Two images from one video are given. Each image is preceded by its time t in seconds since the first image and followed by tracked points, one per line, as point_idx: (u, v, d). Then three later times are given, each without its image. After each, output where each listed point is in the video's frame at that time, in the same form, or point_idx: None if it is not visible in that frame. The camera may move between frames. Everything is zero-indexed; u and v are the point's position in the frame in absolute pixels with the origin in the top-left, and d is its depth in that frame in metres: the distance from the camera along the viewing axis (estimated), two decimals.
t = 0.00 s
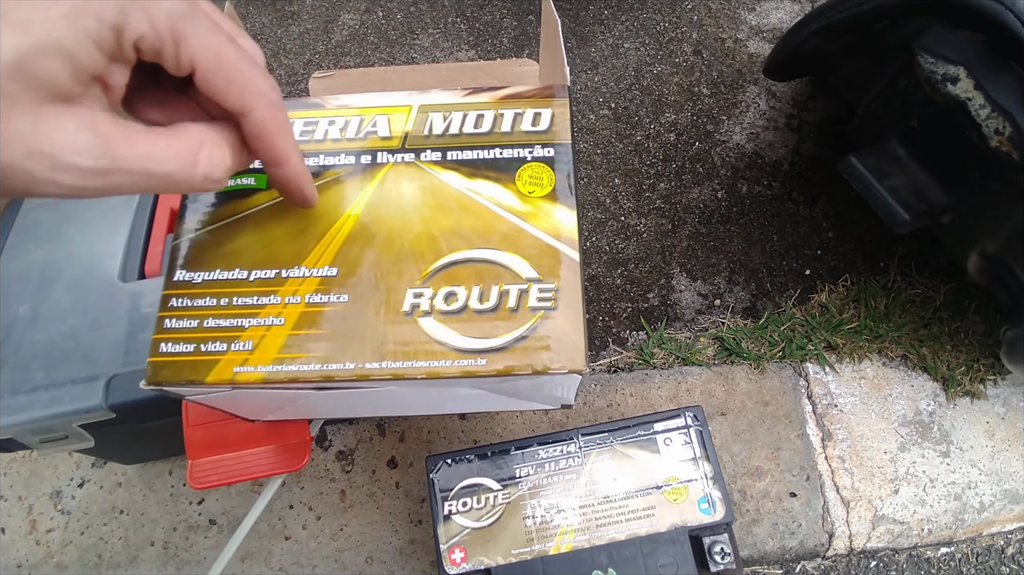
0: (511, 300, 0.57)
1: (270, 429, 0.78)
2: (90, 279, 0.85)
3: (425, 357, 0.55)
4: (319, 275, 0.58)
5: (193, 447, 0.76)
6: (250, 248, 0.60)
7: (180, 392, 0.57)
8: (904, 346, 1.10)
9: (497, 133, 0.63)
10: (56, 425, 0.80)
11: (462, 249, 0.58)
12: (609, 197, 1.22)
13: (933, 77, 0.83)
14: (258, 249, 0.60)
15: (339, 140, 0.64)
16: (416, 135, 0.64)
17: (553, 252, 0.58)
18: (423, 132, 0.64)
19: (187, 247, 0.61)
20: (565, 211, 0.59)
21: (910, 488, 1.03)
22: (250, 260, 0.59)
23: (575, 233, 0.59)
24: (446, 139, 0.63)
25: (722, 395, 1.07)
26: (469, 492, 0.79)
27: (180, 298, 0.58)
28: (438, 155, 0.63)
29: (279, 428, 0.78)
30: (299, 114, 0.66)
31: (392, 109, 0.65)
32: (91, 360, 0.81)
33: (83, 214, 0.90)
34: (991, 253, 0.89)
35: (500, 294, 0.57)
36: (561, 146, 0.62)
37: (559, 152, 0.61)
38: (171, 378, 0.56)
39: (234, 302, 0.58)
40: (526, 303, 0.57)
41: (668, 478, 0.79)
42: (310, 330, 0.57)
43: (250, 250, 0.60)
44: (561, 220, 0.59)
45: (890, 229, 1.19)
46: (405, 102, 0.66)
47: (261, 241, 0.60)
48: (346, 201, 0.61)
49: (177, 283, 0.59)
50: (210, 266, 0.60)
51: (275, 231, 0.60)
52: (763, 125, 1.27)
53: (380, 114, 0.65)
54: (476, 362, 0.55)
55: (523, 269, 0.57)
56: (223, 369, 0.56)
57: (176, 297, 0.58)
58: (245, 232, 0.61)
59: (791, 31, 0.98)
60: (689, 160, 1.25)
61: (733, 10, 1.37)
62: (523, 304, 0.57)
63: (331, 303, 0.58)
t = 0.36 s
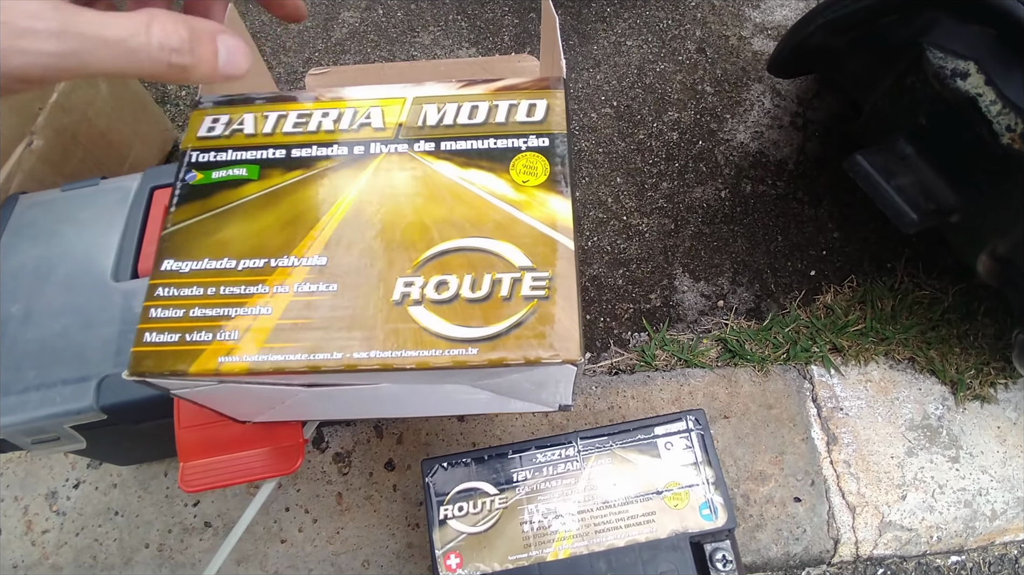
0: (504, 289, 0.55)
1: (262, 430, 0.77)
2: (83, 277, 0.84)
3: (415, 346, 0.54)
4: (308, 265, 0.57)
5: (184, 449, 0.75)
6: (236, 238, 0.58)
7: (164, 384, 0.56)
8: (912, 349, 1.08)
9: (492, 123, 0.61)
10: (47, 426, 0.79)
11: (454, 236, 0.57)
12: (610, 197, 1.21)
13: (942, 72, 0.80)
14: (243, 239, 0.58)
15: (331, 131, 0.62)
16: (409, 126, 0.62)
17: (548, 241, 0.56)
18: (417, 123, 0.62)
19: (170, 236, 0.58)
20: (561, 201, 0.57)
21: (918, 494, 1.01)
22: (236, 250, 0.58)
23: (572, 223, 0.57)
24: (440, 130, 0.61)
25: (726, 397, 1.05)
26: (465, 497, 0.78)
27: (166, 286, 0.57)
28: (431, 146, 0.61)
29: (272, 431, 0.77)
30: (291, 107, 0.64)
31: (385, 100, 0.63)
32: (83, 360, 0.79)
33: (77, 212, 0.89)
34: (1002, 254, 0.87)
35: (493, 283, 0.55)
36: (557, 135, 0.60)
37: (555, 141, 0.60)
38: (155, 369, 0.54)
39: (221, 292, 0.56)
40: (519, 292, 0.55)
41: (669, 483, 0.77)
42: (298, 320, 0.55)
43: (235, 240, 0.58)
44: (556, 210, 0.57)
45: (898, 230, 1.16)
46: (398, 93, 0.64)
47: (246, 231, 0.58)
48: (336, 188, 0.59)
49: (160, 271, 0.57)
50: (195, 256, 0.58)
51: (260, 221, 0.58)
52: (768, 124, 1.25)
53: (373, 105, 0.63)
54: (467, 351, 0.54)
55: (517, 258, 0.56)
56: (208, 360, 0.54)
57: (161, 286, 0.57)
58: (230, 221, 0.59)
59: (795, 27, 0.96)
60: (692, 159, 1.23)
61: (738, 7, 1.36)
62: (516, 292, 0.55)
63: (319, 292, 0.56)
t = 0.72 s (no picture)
0: (499, 306, 0.58)
1: (266, 433, 0.78)
2: (89, 282, 0.85)
3: (411, 357, 0.57)
4: (298, 263, 0.58)
5: (188, 450, 0.76)
6: (220, 223, 0.58)
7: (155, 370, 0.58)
8: (907, 349, 1.09)
9: (497, 119, 0.60)
10: (52, 430, 0.80)
11: (454, 247, 0.58)
12: (608, 200, 1.22)
13: (933, 76, 0.82)
14: (228, 226, 0.58)
15: (322, 106, 0.60)
16: (408, 110, 0.60)
17: (545, 259, 0.59)
18: (417, 109, 0.60)
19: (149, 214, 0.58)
20: (559, 216, 0.59)
21: (915, 493, 1.02)
22: (220, 237, 0.58)
23: (567, 238, 0.59)
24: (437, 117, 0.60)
25: (724, 398, 1.06)
26: (468, 496, 0.78)
27: (147, 273, 0.57)
28: (432, 137, 0.60)
29: (277, 432, 0.78)
30: (277, 71, 0.61)
31: (383, 78, 0.61)
32: (88, 363, 0.80)
33: (82, 217, 0.90)
34: (995, 254, 0.88)
35: (488, 300, 0.58)
36: (563, 140, 0.60)
37: (560, 146, 0.60)
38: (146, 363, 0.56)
39: (208, 284, 0.58)
40: (514, 311, 0.58)
41: (669, 482, 0.78)
42: (290, 322, 0.57)
43: (220, 225, 0.58)
44: (554, 225, 0.59)
45: (893, 231, 1.18)
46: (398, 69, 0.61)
47: (229, 215, 0.58)
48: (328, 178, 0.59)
49: (143, 257, 0.57)
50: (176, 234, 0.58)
51: (244, 207, 0.58)
52: (764, 127, 1.27)
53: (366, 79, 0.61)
54: (460, 367, 0.58)
55: (515, 276, 0.58)
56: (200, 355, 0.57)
57: (143, 272, 0.58)
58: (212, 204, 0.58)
59: (790, 31, 0.96)
60: (689, 163, 1.25)
61: (733, 13, 1.37)
62: (510, 311, 0.58)
63: (312, 294, 0.57)
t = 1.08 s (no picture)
0: (529, 261, 0.60)
1: (268, 432, 0.78)
2: (89, 282, 0.85)
3: (450, 324, 0.59)
4: (322, 241, 0.58)
5: (189, 449, 0.76)
6: (236, 214, 0.58)
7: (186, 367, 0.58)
8: (907, 351, 1.10)
9: (499, 73, 0.61)
10: (53, 429, 0.79)
11: (475, 206, 0.60)
12: (609, 202, 1.22)
13: (933, 79, 0.81)
14: (244, 216, 0.58)
15: (320, 78, 0.59)
16: (407, 73, 0.60)
17: (562, 206, 0.60)
18: (416, 71, 0.60)
19: (157, 212, 0.58)
20: (573, 162, 0.61)
21: (914, 494, 1.02)
22: (235, 223, 0.58)
23: (583, 183, 0.61)
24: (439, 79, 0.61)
25: (724, 400, 1.07)
26: (469, 497, 0.78)
27: (166, 274, 0.57)
28: (436, 99, 0.60)
29: (278, 432, 0.78)
30: (264, 47, 0.59)
31: (377, 41, 0.60)
32: (90, 363, 0.80)
33: (83, 217, 0.90)
34: (993, 255, 0.89)
35: (517, 256, 0.60)
36: (567, 87, 0.61)
37: (565, 94, 0.61)
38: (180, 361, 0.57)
39: (232, 276, 0.58)
40: (544, 263, 0.60)
41: (671, 482, 0.78)
42: (322, 300, 0.58)
43: (236, 216, 0.58)
44: (570, 171, 0.61)
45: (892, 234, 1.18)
46: (390, 31, 0.61)
47: (244, 204, 0.58)
48: (337, 147, 0.59)
49: (154, 257, 0.57)
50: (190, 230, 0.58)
51: (260, 195, 0.58)
52: (763, 130, 1.27)
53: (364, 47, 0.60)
54: (501, 325, 0.60)
55: (539, 228, 0.60)
56: (235, 349, 0.57)
57: (161, 274, 0.57)
58: (222, 194, 0.58)
59: (791, 34, 0.97)
60: (689, 165, 1.25)
61: (733, 17, 1.38)
62: (540, 264, 0.60)
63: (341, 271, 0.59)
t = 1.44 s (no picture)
0: (536, 261, 0.62)
1: (274, 431, 0.79)
2: (96, 285, 0.86)
3: (462, 323, 0.62)
4: (339, 247, 0.61)
5: (196, 447, 0.78)
6: (255, 222, 0.61)
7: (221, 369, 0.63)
8: (899, 351, 1.12)
9: (505, 74, 0.62)
10: (61, 429, 0.81)
11: (484, 210, 0.62)
12: (606, 205, 1.24)
13: (921, 85, 0.83)
14: (262, 223, 0.61)
15: (330, 87, 0.61)
16: (415, 77, 0.62)
17: (570, 206, 0.62)
18: (424, 75, 0.62)
19: (182, 223, 0.60)
20: (580, 162, 0.62)
21: (907, 491, 1.04)
22: (255, 230, 0.61)
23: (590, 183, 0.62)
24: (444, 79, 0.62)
25: (720, 399, 1.08)
26: (471, 494, 0.80)
27: (195, 281, 0.60)
28: (444, 103, 0.62)
29: (285, 431, 0.79)
30: (274, 56, 0.61)
31: (384, 47, 0.62)
32: (97, 364, 0.82)
33: (90, 221, 0.91)
34: (982, 256, 0.91)
35: (525, 257, 0.62)
36: (572, 86, 0.62)
37: (571, 93, 0.62)
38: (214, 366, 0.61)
39: (256, 282, 0.61)
40: (551, 264, 0.62)
41: (668, 478, 0.80)
42: (340, 304, 0.61)
43: (255, 224, 0.61)
44: (577, 172, 0.62)
45: (884, 236, 1.21)
46: (396, 34, 0.62)
47: (263, 212, 0.61)
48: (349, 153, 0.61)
49: (185, 265, 0.60)
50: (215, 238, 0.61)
51: (278, 202, 0.61)
52: (758, 135, 1.30)
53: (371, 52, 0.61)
54: (510, 324, 0.63)
55: (546, 229, 0.62)
56: (263, 351, 0.61)
57: (191, 281, 0.60)
58: (241, 202, 0.61)
59: (784, 40, 0.99)
60: (685, 169, 1.27)
61: (727, 23, 1.40)
62: (547, 264, 0.63)
63: (357, 275, 0.61)
